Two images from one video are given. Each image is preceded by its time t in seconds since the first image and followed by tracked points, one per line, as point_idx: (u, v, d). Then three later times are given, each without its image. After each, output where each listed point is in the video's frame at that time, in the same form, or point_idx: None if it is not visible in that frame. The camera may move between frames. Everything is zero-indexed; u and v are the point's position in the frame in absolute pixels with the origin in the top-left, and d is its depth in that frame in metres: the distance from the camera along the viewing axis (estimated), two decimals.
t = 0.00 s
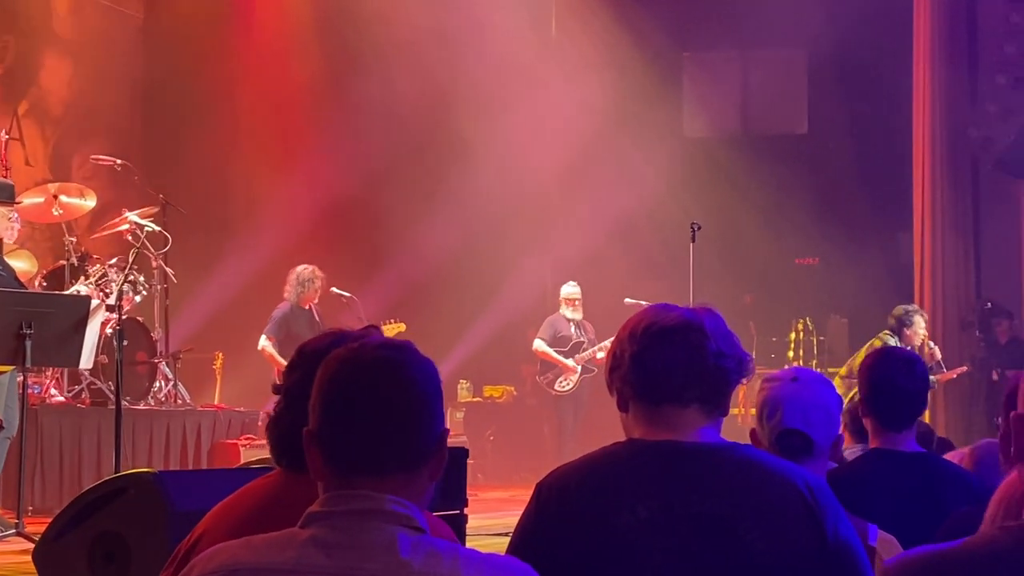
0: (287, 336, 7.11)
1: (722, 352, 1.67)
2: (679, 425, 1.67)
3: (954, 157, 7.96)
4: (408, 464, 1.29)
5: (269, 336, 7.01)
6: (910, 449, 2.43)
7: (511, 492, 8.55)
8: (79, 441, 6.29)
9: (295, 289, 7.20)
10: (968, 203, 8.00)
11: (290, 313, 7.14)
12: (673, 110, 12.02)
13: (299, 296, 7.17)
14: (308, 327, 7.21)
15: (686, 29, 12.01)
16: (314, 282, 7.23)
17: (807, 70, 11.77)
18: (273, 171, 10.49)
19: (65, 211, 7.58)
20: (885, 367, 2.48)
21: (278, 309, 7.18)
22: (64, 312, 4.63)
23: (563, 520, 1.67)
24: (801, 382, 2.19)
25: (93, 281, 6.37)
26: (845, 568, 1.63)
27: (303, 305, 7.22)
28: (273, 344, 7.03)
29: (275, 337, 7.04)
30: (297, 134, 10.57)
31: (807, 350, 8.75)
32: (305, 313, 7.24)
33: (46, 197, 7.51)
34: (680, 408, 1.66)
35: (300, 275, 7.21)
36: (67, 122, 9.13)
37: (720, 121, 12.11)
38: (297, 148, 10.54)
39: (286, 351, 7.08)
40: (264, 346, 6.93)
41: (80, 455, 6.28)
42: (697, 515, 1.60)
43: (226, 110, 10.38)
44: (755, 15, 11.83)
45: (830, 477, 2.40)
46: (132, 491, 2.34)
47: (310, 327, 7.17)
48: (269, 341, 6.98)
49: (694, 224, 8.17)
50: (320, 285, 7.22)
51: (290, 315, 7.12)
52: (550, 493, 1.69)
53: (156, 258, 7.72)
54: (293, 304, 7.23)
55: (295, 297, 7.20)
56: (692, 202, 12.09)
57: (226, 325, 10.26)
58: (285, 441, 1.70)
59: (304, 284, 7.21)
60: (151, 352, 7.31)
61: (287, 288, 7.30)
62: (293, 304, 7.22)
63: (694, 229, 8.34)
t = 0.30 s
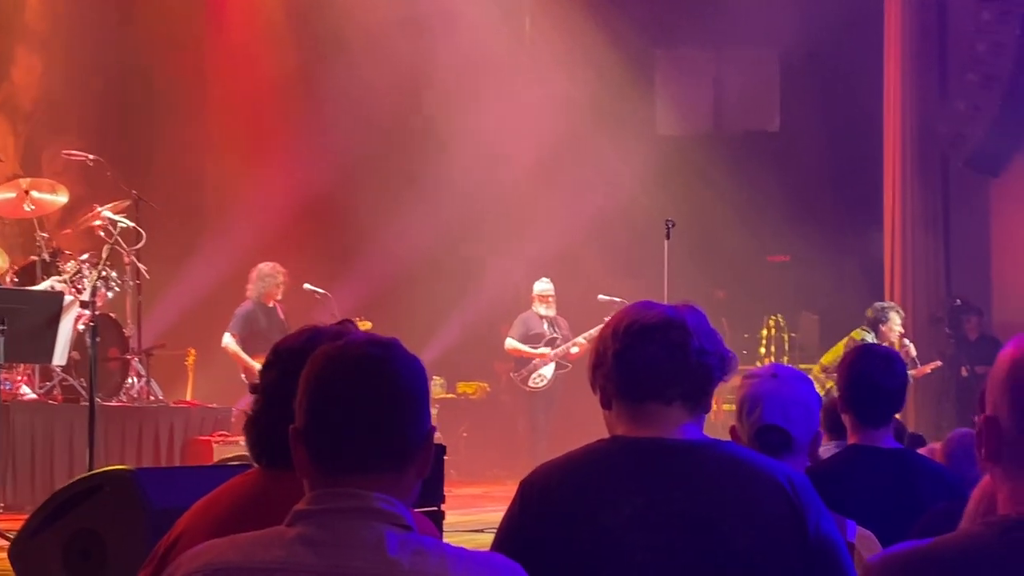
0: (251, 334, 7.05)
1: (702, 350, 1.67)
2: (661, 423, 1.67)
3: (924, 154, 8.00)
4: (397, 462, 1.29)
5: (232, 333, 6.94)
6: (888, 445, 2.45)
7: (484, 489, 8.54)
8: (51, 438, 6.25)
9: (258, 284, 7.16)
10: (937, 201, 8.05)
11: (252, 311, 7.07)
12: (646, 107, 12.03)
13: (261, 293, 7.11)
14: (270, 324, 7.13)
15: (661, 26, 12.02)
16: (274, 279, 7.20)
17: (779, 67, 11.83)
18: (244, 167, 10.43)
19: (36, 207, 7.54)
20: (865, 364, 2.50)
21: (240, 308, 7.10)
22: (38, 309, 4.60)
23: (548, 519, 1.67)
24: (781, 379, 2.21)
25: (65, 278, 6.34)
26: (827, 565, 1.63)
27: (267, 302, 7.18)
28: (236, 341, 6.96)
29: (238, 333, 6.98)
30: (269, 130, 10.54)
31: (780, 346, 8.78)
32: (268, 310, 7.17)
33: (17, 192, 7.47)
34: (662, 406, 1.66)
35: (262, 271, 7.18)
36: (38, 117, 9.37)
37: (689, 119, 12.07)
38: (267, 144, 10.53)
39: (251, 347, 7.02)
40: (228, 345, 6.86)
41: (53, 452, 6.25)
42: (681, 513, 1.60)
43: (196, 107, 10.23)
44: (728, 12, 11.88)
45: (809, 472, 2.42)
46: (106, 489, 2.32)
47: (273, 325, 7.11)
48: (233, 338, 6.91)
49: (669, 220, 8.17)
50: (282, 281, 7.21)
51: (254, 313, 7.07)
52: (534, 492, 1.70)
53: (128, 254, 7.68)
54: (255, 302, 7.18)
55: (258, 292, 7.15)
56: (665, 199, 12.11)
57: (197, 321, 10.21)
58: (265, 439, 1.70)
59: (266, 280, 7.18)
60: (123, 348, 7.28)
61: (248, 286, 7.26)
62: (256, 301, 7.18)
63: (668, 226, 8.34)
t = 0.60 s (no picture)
0: (194, 325, 6.99)
1: (666, 343, 1.68)
2: (624, 414, 1.66)
3: (874, 149, 8.04)
4: (361, 455, 1.27)
5: (177, 322, 6.89)
6: (845, 437, 2.46)
7: (438, 481, 8.52)
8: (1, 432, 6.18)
9: (203, 273, 7.07)
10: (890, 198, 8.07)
11: (197, 300, 7.01)
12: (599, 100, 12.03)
13: (205, 282, 7.04)
14: (215, 315, 7.08)
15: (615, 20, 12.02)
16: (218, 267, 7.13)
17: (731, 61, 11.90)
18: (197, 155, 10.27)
19: None
20: (824, 356, 2.52)
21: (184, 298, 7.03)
22: None
23: (510, 513, 1.66)
24: (740, 371, 2.21)
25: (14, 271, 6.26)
26: (791, 557, 1.63)
27: (212, 292, 7.10)
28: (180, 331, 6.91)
29: (183, 322, 6.93)
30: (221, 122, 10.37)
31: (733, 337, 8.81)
32: (212, 300, 7.11)
33: None
34: (626, 397, 1.66)
35: (208, 259, 7.09)
36: None
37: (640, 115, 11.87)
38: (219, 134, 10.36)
39: (194, 336, 6.97)
40: (172, 334, 6.81)
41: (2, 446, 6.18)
42: (644, 505, 1.60)
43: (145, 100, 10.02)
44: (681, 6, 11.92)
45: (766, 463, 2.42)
46: (63, 482, 2.28)
47: (217, 315, 7.05)
48: (177, 327, 6.87)
49: (624, 213, 8.16)
50: (228, 270, 7.14)
51: (198, 303, 7.01)
52: (496, 484, 1.69)
53: (79, 245, 7.59)
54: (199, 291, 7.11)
55: (203, 282, 7.06)
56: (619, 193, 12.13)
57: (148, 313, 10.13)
58: (226, 434, 1.68)
59: (212, 268, 7.09)
60: (73, 341, 7.20)
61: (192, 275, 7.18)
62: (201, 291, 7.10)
63: (624, 217, 8.34)
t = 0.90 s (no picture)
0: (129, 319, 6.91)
1: (617, 337, 1.67)
2: (573, 409, 1.65)
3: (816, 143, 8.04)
4: (310, 451, 1.26)
5: (113, 315, 6.80)
6: (790, 431, 2.47)
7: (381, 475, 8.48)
8: None
9: (139, 267, 7.02)
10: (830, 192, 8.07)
11: (133, 294, 6.94)
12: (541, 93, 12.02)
13: (141, 277, 6.99)
14: (150, 310, 7.01)
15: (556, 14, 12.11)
16: (155, 262, 7.07)
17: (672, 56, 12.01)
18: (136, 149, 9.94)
19: None
20: (769, 351, 2.52)
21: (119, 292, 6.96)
22: None
23: (458, 508, 1.65)
24: (687, 367, 2.22)
25: None
26: (739, 550, 1.64)
27: (146, 288, 7.04)
28: (116, 324, 6.83)
29: (118, 316, 6.85)
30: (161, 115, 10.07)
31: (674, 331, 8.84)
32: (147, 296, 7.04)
33: None
34: (574, 392, 1.65)
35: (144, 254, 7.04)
36: None
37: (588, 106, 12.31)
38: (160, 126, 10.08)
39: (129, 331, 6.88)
40: (109, 327, 6.72)
41: None
42: (593, 499, 1.59)
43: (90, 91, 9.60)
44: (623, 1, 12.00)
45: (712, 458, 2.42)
46: None
47: (153, 309, 6.98)
48: (113, 320, 6.79)
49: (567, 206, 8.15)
50: (164, 265, 7.08)
51: (134, 297, 6.93)
52: (444, 477, 1.67)
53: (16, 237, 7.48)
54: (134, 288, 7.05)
55: (138, 276, 7.01)
56: (562, 187, 12.14)
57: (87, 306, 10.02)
58: (170, 427, 1.65)
59: (147, 263, 7.05)
60: (10, 335, 7.10)
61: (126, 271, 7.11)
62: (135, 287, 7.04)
63: (566, 211, 8.32)
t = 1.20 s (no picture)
0: (87, 309, 6.84)
1: (583, 331, 1.67)
2: (540, 404, 1.65)
3: (776, 143, 7.81)
4: (276, 446, 1.25)
5: (70, 306, 6.73)
6: (751, 425, 2.47)
7: (341, 470, 8.44)
8: None
9: (95, 259, 6.98)
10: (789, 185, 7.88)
11: (90, 285, 6.88)
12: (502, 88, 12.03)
13: (98, 268, 6.95)
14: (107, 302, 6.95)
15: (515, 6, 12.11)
16: (111, 254, 7.06)
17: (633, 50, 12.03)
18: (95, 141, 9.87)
19: None
20: (731, 344, 2.53)
21: (76, 283, 6.90)
22: None
23: (423, 502, 1.64)
24: (651, 360, 2.23)
25: None
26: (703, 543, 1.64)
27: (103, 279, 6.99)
28: (74, 316, 6.77)
29: (76, 308, 6.78)
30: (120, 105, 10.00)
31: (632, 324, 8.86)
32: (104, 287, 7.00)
33: None
34: (541, 386, 1.65)
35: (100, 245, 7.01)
36: None
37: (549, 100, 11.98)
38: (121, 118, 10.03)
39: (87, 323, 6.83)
40: (66, 318, 6.66)
41: None
42: (559, 493, 1.59)
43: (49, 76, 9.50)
44: None
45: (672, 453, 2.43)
46: None
47: (110, 300, 6.93)
48: (71, 311, 6.72)
49: (529, 200, 8.15)
50: (121, 255, 7.06)
51: (91, 288, 6.87)
52: (410, 471, 1.67)
53: None
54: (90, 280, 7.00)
55: (95, 267, 6.96)
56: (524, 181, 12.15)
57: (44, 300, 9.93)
58: (133, 419, 1.64)
59: (104, 254, 7.01)
60: None
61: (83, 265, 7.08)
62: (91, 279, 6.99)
63: (528, 206, 8.33)
